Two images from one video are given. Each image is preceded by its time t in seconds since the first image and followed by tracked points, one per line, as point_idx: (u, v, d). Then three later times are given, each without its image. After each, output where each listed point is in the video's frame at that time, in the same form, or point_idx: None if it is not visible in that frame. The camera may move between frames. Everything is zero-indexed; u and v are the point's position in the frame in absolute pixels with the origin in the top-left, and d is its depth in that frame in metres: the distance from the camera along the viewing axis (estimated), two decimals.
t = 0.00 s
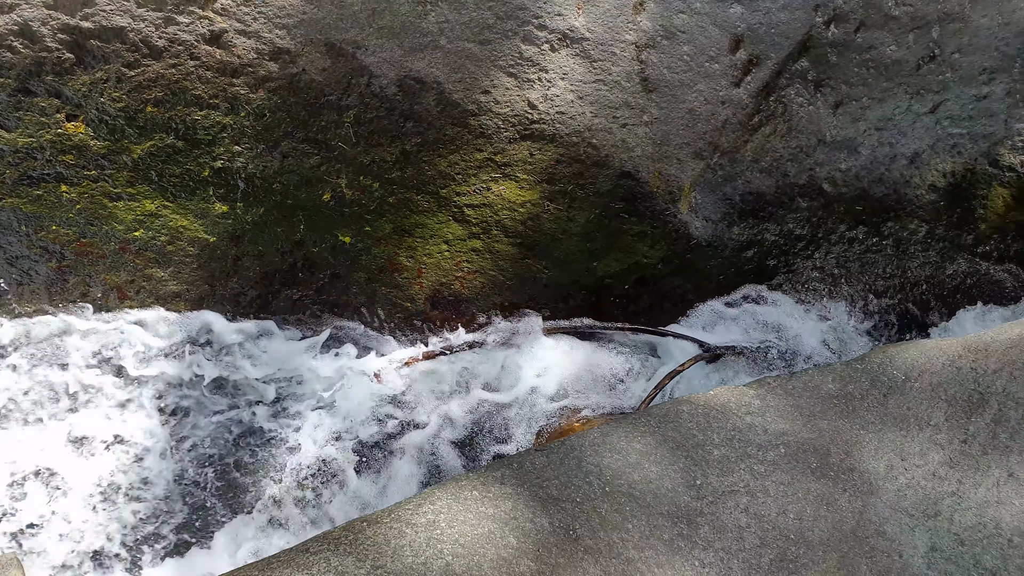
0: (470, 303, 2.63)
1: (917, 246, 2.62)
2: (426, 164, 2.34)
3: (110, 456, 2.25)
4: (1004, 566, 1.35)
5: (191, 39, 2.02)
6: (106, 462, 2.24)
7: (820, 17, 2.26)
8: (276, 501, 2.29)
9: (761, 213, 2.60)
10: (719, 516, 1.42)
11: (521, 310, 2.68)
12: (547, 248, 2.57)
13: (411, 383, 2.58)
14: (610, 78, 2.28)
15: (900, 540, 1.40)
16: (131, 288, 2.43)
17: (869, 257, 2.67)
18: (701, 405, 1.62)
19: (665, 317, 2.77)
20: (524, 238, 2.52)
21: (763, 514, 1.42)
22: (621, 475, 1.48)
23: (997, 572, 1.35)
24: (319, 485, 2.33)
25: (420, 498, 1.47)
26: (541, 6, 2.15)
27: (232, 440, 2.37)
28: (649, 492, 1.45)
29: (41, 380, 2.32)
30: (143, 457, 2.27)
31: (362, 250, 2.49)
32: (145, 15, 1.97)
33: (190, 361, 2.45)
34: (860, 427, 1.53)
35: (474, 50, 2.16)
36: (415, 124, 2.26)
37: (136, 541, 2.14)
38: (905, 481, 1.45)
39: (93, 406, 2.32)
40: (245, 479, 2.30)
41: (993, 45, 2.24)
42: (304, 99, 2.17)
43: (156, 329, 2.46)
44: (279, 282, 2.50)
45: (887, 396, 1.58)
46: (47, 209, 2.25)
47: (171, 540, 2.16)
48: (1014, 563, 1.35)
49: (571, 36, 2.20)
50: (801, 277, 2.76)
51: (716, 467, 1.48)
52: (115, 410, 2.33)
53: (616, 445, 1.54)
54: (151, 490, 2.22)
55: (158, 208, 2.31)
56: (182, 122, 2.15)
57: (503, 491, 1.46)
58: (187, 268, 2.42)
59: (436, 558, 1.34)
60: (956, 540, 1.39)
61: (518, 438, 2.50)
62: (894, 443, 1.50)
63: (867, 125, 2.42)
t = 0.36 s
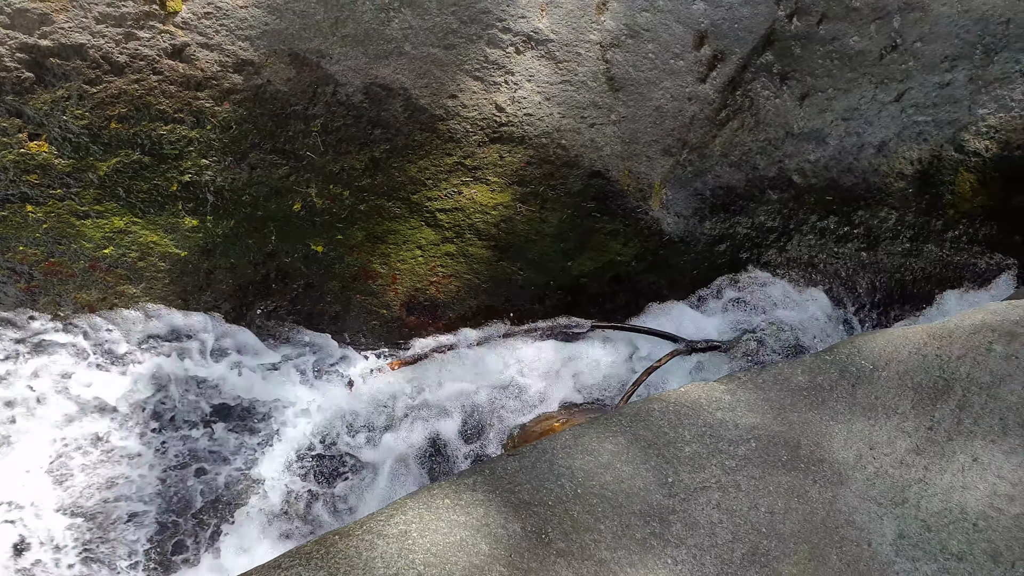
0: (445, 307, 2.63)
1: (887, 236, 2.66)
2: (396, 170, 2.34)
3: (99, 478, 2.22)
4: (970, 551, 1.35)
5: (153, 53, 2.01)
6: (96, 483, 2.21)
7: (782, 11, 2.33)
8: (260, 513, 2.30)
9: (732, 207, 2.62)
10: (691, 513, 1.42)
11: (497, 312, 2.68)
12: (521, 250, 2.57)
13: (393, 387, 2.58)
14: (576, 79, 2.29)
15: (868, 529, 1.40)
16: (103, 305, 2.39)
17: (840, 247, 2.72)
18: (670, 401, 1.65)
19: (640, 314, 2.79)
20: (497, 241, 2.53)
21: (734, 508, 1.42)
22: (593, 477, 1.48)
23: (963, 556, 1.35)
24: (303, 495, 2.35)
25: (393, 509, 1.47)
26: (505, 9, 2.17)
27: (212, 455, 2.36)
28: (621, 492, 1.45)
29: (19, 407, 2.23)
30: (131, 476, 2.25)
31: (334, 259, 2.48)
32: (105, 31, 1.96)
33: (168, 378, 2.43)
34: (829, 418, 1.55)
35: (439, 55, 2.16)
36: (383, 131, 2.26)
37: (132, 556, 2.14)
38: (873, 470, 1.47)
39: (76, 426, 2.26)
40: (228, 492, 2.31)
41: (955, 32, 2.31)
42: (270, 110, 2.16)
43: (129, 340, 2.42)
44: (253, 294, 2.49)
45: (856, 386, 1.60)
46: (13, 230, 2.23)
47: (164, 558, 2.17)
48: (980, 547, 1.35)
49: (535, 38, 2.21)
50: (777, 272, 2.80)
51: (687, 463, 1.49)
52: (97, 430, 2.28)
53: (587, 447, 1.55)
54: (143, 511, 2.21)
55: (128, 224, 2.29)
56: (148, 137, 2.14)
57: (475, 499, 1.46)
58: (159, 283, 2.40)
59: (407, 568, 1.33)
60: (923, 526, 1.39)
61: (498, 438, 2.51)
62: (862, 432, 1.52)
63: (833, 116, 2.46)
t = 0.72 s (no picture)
0: (422, 313, 2.64)
1: (860, 226, 2.73)
2: (368, 178, 2.34)
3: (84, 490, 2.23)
4: (937, 539, 1.39)
5: (118, 70, 2.00)
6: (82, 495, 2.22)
7: (748, 7, 2.29)
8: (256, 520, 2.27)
9: (705, 204, 2.65)
10: (665, 512, 1.44)
11: (475, 316, 2.70)
12: (497, 254, 2.58)
13: (370, 391, 2.55)
14: (545, 81, 2.30)
15: (840, 521, 1.42)
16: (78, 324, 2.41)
17: (813, 238, 2.77)
18: (644, 402, 1.62)
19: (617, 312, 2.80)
20: (473, 245, 2.54)
21: (708, 506, 1.44)
22: (568, 481, 1.48)
23: (929, 545, 1.39)
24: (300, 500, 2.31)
25: (367, 520, 1.47)
26: (471, 14, 2.15)
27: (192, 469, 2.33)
28: (595, 494, 1.46)
29: (5, 421, 2.26)
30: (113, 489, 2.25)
31: (310, 269, 2.48)
32: (69, 49, 1.94)
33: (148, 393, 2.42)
34: (800, 412, 1.57)
35: (408, 62, 2.17)
36: (354, 140, 2.26)
37: (114, 567, 2.14)
38: (844, 462, 1.49)
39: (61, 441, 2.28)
40: (214, 502, 2.28)
41: (919, 23, 2.33)
42: (239, 123, 2.16)
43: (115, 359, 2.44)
44: (230, 306, 2.49)
45: (826, 379, 1.62)
46: None
47: (143, 566, 2.15)
48: (946, 535, 1.39)
49: (502, 42, 2.21)
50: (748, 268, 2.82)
51: (661, 463, 1.50)
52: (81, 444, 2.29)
53: (561, 450, 1.54)
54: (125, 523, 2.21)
55: (100, 241, 2.28)
56: (117, 154, 2.13)
57: (450, 506, 1.46)
58: (134, 299, 2.40)
59: None
60: (892, 516, 1.42)
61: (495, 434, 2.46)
62: (833, 425, 1.54)
63: (802, 110, 2.48)
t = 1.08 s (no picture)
0: (400, 321, 2.65)
1: (832, 218, 2.76)
2: (340, 189, 2.34)
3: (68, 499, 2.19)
4: (904, 533, 1.41)
5: (83, 89, 1.99)
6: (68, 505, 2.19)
7: (713, 7, 2.30)
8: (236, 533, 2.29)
9: (677, 202, 2.67)
10: (639, 515, 1.46)
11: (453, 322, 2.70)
12: (473, 259, 2.59)
13: (354, 403, 2.60)
14: (514, 87, 2.31)
15: (810, 517, 1.44)
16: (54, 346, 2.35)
17: (786, 232, 2.79)
18: (617, 405, 1.63)
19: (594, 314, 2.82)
20: (448, 251, 2.54)
21: (681, 508, 1.46)
22: (542, 489, 1.50)
23: (897, 538, 1.40)
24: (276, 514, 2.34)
25: (342, 537, 1.48)
26: (437, 23, 2.15)
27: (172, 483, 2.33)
28: (569, 500, 1.48)
29: None
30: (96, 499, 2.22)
31: (285, 281, 2.47)
32: (33, 70, 1.92)
33: (126, 404, 2.40)
34: (771, 410, 1.59)
35: (376, 72, 2.17)
36: (324, 151, 2.27)
37: None
38: (814, 459, 1.51)
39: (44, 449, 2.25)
40: (202, 513, 2.30)
41: (883, 18, 2.35)
42: (209, 138, 2.17)
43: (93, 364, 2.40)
44: (206, 322, 2.48)
45: (796, 376, 1.64)
46: None
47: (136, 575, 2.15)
48: (913, 528, 1.41)
49: (470, 49, 2.21)
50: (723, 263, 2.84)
51: (633, 467, 1.52)
52: (59, 455, 2.26)
53: (535, 458, 1.55)
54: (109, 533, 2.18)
55: (72, 261, 2.26)
56: (86, 173, 2.12)
57: (426, 519, 1.46)
58: (110, 317, 2.38)
59: None
60: (861, 511, 1.44)
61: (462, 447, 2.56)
62: (803, 422, 1.56)
63: (770, 106, 2.51)
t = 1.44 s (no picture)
0: (382, 330, 2.62)
1: (810, 212, 2.78)
2: (318, 200, 2.34)
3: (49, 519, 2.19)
4: (880, 527, 1.42)
5: (55, 109, 2.01)
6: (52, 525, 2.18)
7: (684, 8, 2.32)
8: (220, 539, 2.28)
9: (655, 203, 2.69)
10: (620, 520, 1.47)
11: (437, 329, 2.68)
12: (455, 265, 2.58)
13: (347, 409, 2.57)
14: (489, 93, 2.33)
15: (789, 515, 1.46)
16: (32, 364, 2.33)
17: (766, 229, 2.81)
18: (597, 410, 1.65)
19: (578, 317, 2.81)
20: (429, 259, 2.53)
21: (662, 510, 1.48)
22: (524, 496, 1.51)
23: (873, 533, 1.42)
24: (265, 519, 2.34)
25: (325, 552, 1.48)
26: (409, 32, 2.16)
27: (155, 498, 2.31)
28: (551, 507, 1.49)
29: None
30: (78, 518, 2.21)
31: (266, 294, 2.45)
32: (4, 91, 1.94)
33: (109, 416, 2.39)
34: (750, 410, 1.61)
35: (350, 83, 2.18)
36: (301, 163, 2.27)
37: None
38: (792, 457, 1.53)
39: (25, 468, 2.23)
40: (192, 526, 2.28)
41: (852, 14, 2.39)
42: (184, 154, 2.18)
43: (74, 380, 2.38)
44: (188, 337, 2.45)
45: (774, 375, 1.66)
46: None
47: None
48: (888, 522, 1.42)
49: (443, 58, 2.23)
50: (704, 262, 2.85)
51: (615, 471, 1.54)
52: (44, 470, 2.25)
53: (517, 466, 1.56)
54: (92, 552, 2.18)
55: (50, 281, 2.25)
56: (61, 193, 2.12)
57: (409, 532, 1.47)
58: (90, 336, 2.36)
59: None
60: (838, 507, 1.45)
61: (457, 457, 2.53)
62: (781, 421, 1.58)
63: (745, 104, 2.53)
